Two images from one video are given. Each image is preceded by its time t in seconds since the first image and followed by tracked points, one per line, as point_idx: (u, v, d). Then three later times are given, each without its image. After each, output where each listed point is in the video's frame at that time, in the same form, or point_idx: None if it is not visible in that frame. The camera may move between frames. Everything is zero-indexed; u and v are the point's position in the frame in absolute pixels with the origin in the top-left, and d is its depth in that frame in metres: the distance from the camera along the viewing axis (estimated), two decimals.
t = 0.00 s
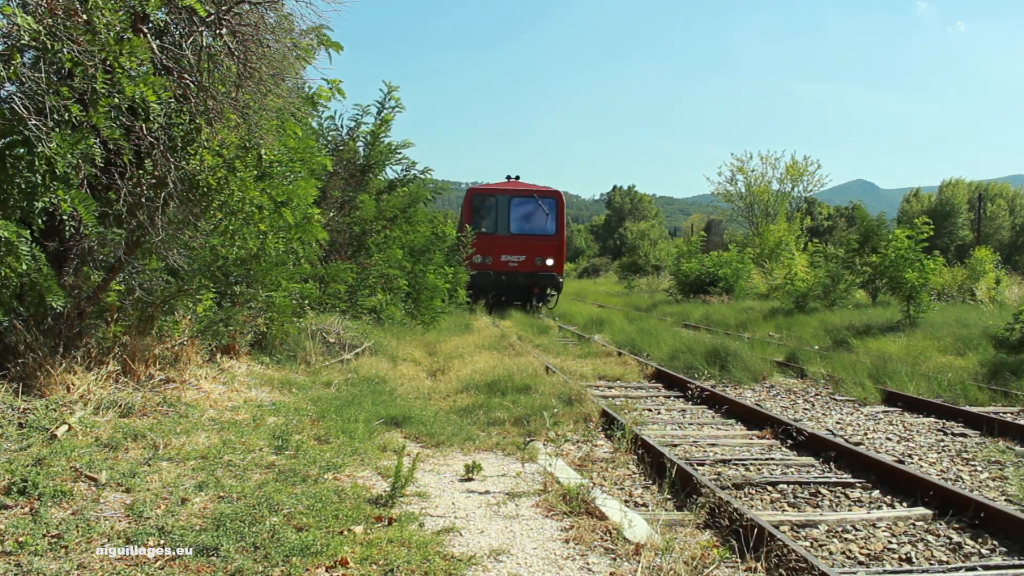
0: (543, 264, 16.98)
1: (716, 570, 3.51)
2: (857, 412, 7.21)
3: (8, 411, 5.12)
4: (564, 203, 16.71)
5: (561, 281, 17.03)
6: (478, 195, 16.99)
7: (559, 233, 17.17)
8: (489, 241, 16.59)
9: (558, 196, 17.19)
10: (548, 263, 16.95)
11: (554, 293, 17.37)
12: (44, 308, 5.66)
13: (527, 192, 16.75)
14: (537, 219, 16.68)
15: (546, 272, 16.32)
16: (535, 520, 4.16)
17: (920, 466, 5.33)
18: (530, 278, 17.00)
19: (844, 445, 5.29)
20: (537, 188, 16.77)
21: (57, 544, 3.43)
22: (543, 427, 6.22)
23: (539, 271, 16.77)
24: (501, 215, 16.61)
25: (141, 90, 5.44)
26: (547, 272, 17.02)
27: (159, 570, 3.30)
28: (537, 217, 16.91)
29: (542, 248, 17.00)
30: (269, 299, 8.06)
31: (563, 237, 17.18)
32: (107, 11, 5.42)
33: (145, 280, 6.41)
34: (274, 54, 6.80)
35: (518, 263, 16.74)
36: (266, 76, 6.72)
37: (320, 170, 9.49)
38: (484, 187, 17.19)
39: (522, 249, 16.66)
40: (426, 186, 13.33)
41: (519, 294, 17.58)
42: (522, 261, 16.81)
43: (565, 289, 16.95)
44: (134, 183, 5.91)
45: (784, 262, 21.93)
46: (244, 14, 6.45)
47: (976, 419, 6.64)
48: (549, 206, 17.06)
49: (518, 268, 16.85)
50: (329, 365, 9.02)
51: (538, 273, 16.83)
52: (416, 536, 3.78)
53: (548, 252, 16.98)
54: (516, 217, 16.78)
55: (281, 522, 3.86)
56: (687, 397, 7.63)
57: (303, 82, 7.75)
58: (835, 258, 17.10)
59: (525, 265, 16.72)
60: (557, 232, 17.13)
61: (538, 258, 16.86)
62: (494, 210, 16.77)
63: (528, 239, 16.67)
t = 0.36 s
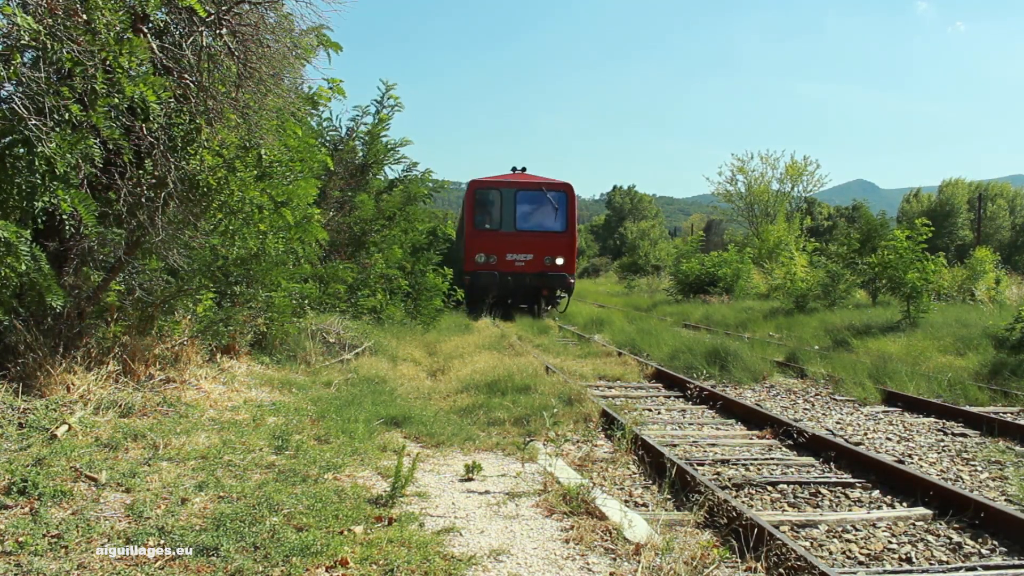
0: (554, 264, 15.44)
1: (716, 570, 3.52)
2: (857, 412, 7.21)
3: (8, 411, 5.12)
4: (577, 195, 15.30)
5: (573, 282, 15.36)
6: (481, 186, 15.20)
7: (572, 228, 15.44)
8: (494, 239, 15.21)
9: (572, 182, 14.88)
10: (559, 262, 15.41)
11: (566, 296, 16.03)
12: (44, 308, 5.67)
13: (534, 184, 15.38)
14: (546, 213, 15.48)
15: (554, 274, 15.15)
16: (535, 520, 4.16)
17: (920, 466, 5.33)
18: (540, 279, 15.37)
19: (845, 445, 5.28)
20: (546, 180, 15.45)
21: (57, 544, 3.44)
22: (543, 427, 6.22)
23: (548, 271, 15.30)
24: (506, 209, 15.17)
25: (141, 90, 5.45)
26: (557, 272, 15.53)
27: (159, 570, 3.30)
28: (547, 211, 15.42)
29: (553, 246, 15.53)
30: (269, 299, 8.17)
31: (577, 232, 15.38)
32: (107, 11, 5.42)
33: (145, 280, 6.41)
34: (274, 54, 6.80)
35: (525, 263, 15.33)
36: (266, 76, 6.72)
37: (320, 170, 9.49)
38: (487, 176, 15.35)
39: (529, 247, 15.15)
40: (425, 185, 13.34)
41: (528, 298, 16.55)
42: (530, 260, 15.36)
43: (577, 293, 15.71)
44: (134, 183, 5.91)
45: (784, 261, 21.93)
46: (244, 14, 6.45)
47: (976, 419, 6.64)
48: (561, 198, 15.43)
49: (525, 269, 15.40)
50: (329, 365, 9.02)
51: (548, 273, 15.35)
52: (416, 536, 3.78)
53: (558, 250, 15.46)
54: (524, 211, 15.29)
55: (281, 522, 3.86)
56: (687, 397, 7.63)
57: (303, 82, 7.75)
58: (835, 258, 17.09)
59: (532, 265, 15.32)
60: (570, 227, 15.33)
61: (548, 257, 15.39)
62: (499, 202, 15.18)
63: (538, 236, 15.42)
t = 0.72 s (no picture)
0: (566, 263, 14.59)
1: (716, 570, 3.52)
2: (857, 412, 7.21)
3: (8, 411, 5.13)
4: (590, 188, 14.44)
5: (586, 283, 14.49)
6: (486, 179, 14.40)
7: (584, 224, 14.61)
8: (501, 237, 14.36)
9: (584, 175, 14.10)
10: (570, 262, 14.54)
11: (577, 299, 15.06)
12: (45, 308, 5.67)
13: (543, 177, 14.49)
14: (557, 208, 14.59)
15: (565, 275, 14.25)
16: (535, 520, 4.16)
17: (920, 466, 5.33)
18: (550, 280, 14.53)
19: (844, 445, 5.28)
20: (557, 172, 14.58)
21: (57, 544, 3.44)
22: (542, 427, 6.21)
23: (559, 271, 14.41)
24: (513, 204, 14.33)
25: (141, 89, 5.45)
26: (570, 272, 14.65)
27: (159, 570, 3.29)
28: (558, 205, 14.55)
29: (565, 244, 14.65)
30: (270, 299, 8.23)
31: (589, 229, 14.58)
32: (108, 11, 5.43)
33: (145, 280, 6.42)
34: (274, 54, 6.80)
35: (535, 262, 14.47)
36: (266, 76, 6.72)
37: (320, 170, 9.50)
38: (493, 169, 14.51)
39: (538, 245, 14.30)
40: (426, 185, 13.34)
41: (536, 299, 15.65)
42: (540, 259, 14.48)
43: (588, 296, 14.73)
44: (134, 183, 5.92)
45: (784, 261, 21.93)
46: (244, 14, 6.44)
47: (976, 419, 6.64)
48: (573, 192, 14.59)
49: (534, 268, 14.53)
50: (329, 365, 9.01)
51: (559, 273, 14.47)
52: (416, 536, 3.78)
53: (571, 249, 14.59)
54: (533, 206, 14.43)
55: (281, 522, 3.86)
56: (687, 397, 7.63)
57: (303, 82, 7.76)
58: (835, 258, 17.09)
59: (542, 265, 14.44)
60: (582, 224, 14.51)
61: (559, 256, 14.52)
62: (506, 197, 14.36)
63: (548, 234, 14.54)
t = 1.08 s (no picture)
0: (583, 262, 13.09)
1: (716, 570, 3.52)
2: (857, 412, 7.21)
3: (8, 411, 5.13)
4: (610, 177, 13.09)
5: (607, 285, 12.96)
6: (494, 167, 13.03)
7: (604, 218, 13.13)
8: (511, 234, 12.91)
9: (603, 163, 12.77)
10: (589, 260, 13.04)
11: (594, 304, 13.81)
12: (45, 308, 5.68)
13: (558, 164, 13.17)
14: (574, 200, 13.15)
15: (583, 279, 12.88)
16: (535, 520, 4.16)
17: (920, 466, 5.33)
18: (567, 282, 13.05)
19: (845, 445, 5.28)
20: (572, 159, 13.23)
21: (57, 544, 3.44)
22: (542, 427, 6.21)
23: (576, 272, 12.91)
24: (524, 195, 12.96)
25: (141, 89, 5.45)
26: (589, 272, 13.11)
27: (159, 570, 3.29)
28: (574, 196, 13.13)
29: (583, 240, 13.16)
30: (269, 298, 8.21)
31: (610, 223, 13.08)
32: (107, 11, 5.42)
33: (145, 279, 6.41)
34: (274, 54, 6.80)
35: (549, 261, 12.97)
36: (266, 76, 6.72)
37: (320, 169, 9.50)
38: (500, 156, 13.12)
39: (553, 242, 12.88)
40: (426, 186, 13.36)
41: (552, 304, 13.84)
42: (555, 258, 12.99)
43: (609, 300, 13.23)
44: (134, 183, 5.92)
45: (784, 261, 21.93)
46: (244, 14, 6.44)
47: (976, 419, 6.64)
48: (591, 181, 13.22)
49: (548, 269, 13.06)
50: (329, 365, 9.00)
51: (576, 274, 12.99)
52: (416, 536, 3.78)
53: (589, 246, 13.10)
54: (547, 197, 13.06)
55: (281, 522, 3.86)
56: (687, 397, 7.63)
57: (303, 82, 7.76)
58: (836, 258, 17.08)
59: (557, 264, 12.95)
60: (602, 217, 13.06)
61: (577, 254, 13.02)
62: (516, 187, 12.98)
63: (564, 229, 13.04)
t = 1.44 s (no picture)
0: (605, 261, 11.80)
1: (717, 570, 3.51)
2: (858, 412, 7.21)
3: (8, 411, 5.13)
4: (634, 165, 11.78)
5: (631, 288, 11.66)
6: (501, 154, 11.89)
7: (627, 212, 11.82)
8: (522, 229, 11.69)
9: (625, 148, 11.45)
10: (611, 260, 11.76)
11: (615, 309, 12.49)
12: (44, 308, 5.68)
13: (576, 151, 11.99)
14: (593, 191, 11.89)
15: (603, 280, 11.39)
16: (535, 520, 4.16)
17: (920, 466, 5.33)
18: (585, 284, 11.76)
19: (845, 445, 5.28)
20: (591, 146, 12.01)
21: (57, 544, 3.44)
22: (542, 427, 6.21)
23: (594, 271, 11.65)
24: (536, 185, 11.77)
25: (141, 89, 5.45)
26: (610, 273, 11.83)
27: (159, 570, 3.29)
28: (594, 187, 11.87)
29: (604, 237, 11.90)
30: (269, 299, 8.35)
31: (634, 216, 11.77)
32: (107, 11, 5.42)
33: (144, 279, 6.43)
34: (274, 54, 6.80)
35: (565, 260, 11.71)
36: (266, 76, 6.72)
37: (320, 170, 9.49)
38: (510, 142, 12.02)
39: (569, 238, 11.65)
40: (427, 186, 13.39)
41: (571, 308, 12.39)
42: (571, 256, 11.74)
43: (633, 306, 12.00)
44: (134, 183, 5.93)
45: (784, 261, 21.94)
46: (244, 14, 6.43)
47: (976, 419, 6.65)
48: (612, 169, 11.96)
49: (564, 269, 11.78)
50: (329, 365, 9.00)
51: (595, 276, 11.73)
52: (416, 536, 3.78)
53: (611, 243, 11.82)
54: (561, 188, 11.85)
55: (281, 522, 3.86)
56: (687, 397, 7.63)
57: (303, 82, 7.76)
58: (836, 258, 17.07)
59: (574, 263, 11.68)
60: (625, 210, 11.76)
61: (597, 252, 11.76)
62: (527, 177, 11.80)
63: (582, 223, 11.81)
